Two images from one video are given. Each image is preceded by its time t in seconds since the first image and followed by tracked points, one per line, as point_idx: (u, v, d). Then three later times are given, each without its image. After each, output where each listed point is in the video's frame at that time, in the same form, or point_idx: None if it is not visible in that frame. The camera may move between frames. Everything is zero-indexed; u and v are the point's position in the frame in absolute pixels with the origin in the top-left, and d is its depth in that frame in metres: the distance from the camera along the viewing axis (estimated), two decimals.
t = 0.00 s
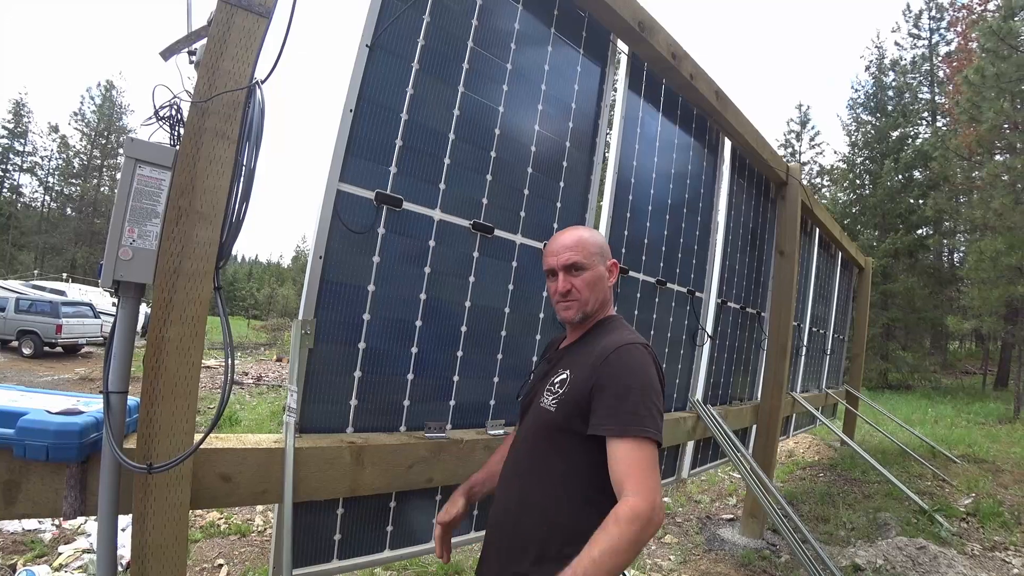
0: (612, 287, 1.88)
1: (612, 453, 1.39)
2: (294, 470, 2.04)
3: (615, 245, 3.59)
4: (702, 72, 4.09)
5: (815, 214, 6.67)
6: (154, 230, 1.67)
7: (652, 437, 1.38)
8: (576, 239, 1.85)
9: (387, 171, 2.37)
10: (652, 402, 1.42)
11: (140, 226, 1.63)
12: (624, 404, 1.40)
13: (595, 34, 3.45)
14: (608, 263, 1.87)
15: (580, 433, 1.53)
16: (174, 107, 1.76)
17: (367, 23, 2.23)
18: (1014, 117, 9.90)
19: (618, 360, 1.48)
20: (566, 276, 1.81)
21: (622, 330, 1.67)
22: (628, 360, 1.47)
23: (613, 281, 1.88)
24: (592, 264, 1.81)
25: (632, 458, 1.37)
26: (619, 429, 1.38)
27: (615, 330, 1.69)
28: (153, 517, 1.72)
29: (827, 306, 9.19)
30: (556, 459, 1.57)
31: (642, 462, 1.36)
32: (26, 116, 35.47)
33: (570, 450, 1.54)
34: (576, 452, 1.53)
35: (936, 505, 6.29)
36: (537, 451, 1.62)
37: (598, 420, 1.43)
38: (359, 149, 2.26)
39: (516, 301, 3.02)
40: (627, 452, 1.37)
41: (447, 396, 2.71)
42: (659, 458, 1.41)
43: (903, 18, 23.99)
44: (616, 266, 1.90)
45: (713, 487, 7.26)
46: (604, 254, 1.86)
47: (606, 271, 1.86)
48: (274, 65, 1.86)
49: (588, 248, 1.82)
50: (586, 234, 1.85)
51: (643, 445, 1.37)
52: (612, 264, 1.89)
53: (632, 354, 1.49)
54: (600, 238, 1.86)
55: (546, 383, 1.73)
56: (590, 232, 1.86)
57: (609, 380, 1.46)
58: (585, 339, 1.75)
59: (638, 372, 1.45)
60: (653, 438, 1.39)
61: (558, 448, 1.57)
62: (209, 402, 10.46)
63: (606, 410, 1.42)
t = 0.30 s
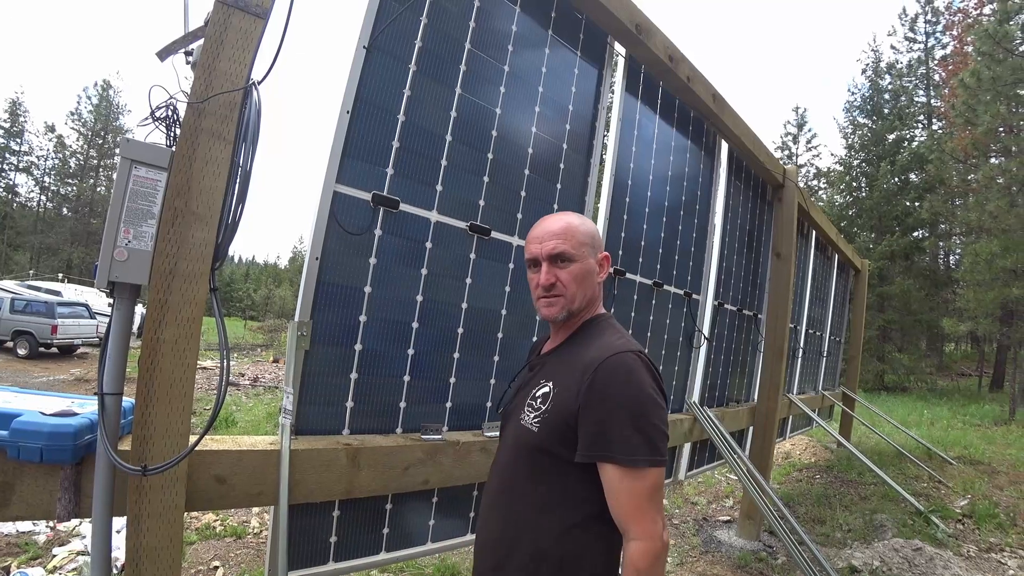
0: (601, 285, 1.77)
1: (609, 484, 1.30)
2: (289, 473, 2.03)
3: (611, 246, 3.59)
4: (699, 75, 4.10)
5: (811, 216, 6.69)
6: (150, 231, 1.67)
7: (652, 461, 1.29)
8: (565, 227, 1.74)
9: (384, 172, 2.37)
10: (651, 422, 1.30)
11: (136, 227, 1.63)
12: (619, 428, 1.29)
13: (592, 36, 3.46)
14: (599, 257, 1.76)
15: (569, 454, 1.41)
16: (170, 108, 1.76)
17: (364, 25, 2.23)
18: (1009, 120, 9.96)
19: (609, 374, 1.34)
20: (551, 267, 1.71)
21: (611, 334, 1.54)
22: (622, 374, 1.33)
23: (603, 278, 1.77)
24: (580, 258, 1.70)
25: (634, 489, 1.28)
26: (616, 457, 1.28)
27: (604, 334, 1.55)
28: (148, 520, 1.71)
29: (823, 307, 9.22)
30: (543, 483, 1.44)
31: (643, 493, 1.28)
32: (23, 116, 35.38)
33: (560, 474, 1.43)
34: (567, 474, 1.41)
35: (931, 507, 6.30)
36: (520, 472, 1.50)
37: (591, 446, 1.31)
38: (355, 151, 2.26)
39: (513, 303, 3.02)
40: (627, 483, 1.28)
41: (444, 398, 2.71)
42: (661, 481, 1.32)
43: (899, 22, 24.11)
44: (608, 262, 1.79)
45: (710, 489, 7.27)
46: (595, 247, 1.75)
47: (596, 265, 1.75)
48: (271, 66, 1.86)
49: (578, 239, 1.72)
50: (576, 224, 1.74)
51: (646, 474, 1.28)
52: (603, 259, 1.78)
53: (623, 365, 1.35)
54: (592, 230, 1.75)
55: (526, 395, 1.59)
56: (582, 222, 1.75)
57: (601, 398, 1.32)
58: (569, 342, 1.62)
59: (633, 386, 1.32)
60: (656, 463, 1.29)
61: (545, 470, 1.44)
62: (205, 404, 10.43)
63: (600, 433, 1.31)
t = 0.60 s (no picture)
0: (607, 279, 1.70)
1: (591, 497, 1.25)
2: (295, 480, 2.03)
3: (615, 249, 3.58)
4: (700, 76, 4.10)
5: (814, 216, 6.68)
6: (153, 240, 1.66)
7: (643, 478, 1.22)
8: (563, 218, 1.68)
9: (387, 178, 2.36)
10: (641, 435, 1.24)
11: (139, 236, 1.63)
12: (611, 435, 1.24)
13: (593, 39, 3.46)
14: (604, 249, 1.69)
15: (564, 462, 1.38)
16: (173, 117, 1.76)
17: (365, 31, 2.23)
18: (1011, 117, 9.92)
19: (604, 378, 1.30)
20: (547, 262, 1.66)
21: (616, 336, 1.49)
22: (616, 381, 1.28)
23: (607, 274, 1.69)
24: (579, 254, 1.64)
25: (615, 507, 1.22)
26: (597, 470, 1.22)
27: (608, 334, 1.52)
28: (154, 529, 1.71)
29: (827, 307, 9.19)
30: (539, 491, 1.41)
31: (628, 511, 1.22)
32: (25, 124, 35.54)
33: (554, 481, 1.39)
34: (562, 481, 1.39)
35: (939, 508, 6.26)
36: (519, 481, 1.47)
37: (577, 457, 1.26)
38: (358, 157, 2.26)
39: (517, 308, 3.01)
40: (609, 498, 1.22)
41: (449, 403, 2.70)
42: (653, 499, 1.25)
43: (898, 20, 24.11)
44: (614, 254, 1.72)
45: (715, 491, 7.24)
46: (597, 241, 1.67)
47: (598, 260, 1.67)
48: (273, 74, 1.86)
49: (578, 231, 1.65)
50: (578, 215, 1.67)
51: (631, 491, 1.21)
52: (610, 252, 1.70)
53: (621, 370, 1.30)
54: (597, 222, 1.68)
55: (527, 400, 1.57)
56: (584, 213, 1.68)
57: (592, 406, 1.28)
58: (572, 342, 1.60)
59: (627, 395, 1.26)
60: (646, 481, 1.22)
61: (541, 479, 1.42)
62: (209, 409, 10.42)
63: (586, 444, 1.25)
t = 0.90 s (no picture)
0: (591, 288, 1.61)
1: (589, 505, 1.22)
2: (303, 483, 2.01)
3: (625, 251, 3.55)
4: (710, 77, 4.06)
5: (824, 218, 6.62)
6: (162, 241, 1.65)
7: (648, 494, 1.19)
8: (545, 232, 1.67)
9: (396, 179, 2.35)
10: (648, 449, 1.20)
11: (148, 236, 1.62)
12: (616, 444, 1.20)
13: (602, 40, 3.43)
14: (584, 259, 1.59)
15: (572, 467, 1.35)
16: (182, 117, 1.75)
17: (374, 31, 2.22)
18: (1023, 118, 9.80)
19: (617, 386, 1.26)
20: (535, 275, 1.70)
21: (630, 345, 1.45)
22: (628, 391, 1.25)
23: (593, 283, 1.59)
24: (554, 269, 1.62)
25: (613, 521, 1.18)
26: (599, 479, 1.20)
27: (625, 343, 1.48)
28: (161, 532, 1.69)
29: (837, 310, 9.11)
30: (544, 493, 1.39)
31: (630, 524, 1.18)
32: (37, 127, 35.93)
33: (559, 487, 1.37)
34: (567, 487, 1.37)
35: (951, 514, 6.17)
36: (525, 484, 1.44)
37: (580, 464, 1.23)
38: (367, 157, 2.24)
39: (526, 310, 2.98)
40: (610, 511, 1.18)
41: (457, 406, 2.68)
42: (656, 517, 1.22)
43: (907, 21, 23.94)
44: (599, 260, 1.58)
45: (723, 495, 7.19)
46: (577, 252, 1.60)
47: (581, 270, 1.60)
48: (283, 73, 1.84)
49: (553, 245, 1.62)
50: (556, 227, 1.64)
51: (632, 506, 1.18)
52: (592, 260, 1.58)
53: (635, 381, 1.26)
54: (578, 231, 1.60)
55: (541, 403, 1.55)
56: (566, 223, 1.63)
57: (599, 414, 1.25)
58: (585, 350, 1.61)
59: (638, 406, 1.23)
60: (649, 498, 1.19)
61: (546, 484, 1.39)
62: (216, 410, 10.45)
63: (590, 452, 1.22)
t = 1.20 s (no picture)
0: (595, 285, 1.61)
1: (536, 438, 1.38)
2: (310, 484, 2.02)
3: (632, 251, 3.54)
4: (716, 75, 4.04)
5: (833, 217, 6.57)
6: (169, 243, 1.66)
7: (586, 447, 1.28)
8: (559, 234, 1.73)
9: (402, 180, 2.35)
10: (603, 409, 1.30)
11: (155, 239, 1.63)
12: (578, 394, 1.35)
13: (608, 39, 3.42)
14: (588, 257, 1.62)
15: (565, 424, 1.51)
16: (189, 120, 1.76)
17: (379, 33, 2.22)
18: None
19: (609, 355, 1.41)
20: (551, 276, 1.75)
21: (641, 338, 1.53)
22: (615, 360, 1.37)
23: (598, 279, 1.60)
24: (563, 267, 1.66)
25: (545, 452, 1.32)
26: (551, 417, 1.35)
27: (636, 336, 1.54)
28: (169, 532, 1.70)
29: (846, 309, 9.03)
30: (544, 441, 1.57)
31: (560, 460, 1.29)
32: (48, 133, 36.38)
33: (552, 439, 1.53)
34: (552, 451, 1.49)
35: (965, 515, 6.09)
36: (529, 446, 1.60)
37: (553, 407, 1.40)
38: (373, 159, 2.25)
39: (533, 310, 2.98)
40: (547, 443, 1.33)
41: (464, 406, 2.68)
42: (589, 470, 1.29)
43: (916, 17, 23.71)
44: (603, 256, 1.60)
45: (733, 496, 7.14)
46: (582, 250, 1.63)
47: (585, 266, 1.62)
48: (289, 75, 1.85)
49: (562, 245, 1.68)
50: (564, 229, 1.70)
51: (564, 449, 1.29)
52: (595, 256, 1.61)
53: (625, 354, 1.38)
54: (583, 231, 1.64)
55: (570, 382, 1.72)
56: (574, 225, 1.68)
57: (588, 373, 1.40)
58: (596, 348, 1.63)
59: (616, 371, 1.35)
60: (581, 449, 1.28)
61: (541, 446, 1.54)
62: (225, 412, 10.51)
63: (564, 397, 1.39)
